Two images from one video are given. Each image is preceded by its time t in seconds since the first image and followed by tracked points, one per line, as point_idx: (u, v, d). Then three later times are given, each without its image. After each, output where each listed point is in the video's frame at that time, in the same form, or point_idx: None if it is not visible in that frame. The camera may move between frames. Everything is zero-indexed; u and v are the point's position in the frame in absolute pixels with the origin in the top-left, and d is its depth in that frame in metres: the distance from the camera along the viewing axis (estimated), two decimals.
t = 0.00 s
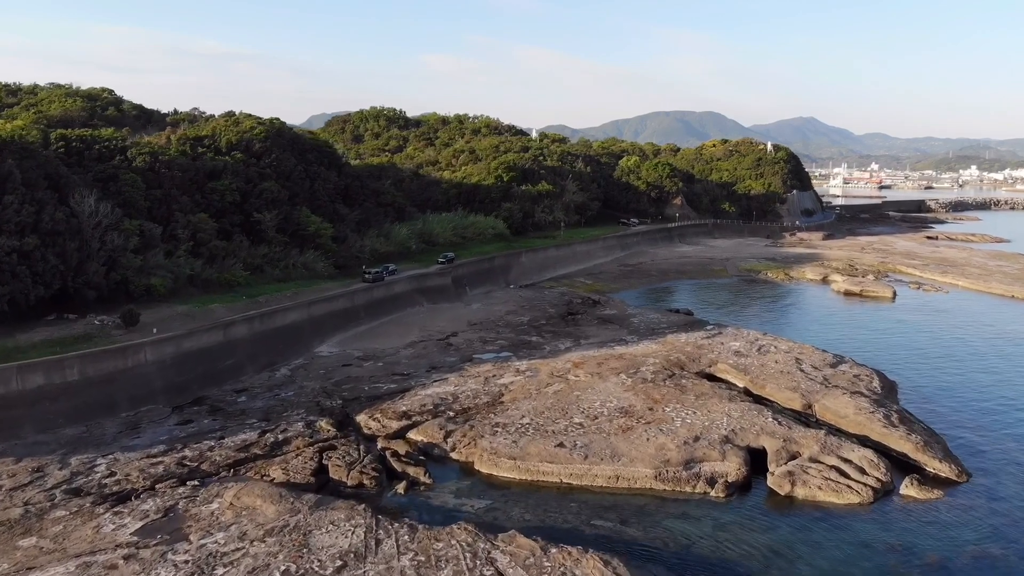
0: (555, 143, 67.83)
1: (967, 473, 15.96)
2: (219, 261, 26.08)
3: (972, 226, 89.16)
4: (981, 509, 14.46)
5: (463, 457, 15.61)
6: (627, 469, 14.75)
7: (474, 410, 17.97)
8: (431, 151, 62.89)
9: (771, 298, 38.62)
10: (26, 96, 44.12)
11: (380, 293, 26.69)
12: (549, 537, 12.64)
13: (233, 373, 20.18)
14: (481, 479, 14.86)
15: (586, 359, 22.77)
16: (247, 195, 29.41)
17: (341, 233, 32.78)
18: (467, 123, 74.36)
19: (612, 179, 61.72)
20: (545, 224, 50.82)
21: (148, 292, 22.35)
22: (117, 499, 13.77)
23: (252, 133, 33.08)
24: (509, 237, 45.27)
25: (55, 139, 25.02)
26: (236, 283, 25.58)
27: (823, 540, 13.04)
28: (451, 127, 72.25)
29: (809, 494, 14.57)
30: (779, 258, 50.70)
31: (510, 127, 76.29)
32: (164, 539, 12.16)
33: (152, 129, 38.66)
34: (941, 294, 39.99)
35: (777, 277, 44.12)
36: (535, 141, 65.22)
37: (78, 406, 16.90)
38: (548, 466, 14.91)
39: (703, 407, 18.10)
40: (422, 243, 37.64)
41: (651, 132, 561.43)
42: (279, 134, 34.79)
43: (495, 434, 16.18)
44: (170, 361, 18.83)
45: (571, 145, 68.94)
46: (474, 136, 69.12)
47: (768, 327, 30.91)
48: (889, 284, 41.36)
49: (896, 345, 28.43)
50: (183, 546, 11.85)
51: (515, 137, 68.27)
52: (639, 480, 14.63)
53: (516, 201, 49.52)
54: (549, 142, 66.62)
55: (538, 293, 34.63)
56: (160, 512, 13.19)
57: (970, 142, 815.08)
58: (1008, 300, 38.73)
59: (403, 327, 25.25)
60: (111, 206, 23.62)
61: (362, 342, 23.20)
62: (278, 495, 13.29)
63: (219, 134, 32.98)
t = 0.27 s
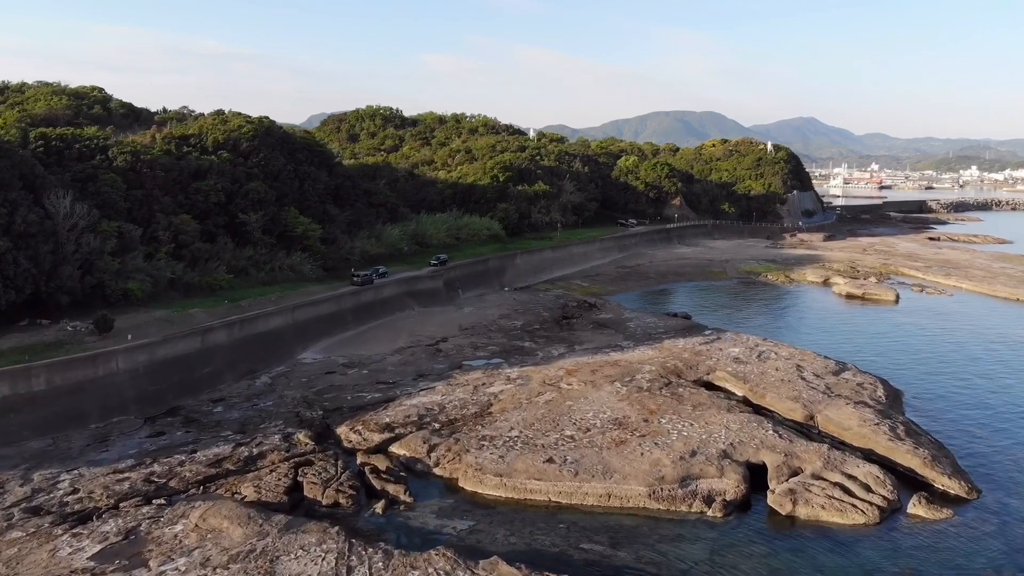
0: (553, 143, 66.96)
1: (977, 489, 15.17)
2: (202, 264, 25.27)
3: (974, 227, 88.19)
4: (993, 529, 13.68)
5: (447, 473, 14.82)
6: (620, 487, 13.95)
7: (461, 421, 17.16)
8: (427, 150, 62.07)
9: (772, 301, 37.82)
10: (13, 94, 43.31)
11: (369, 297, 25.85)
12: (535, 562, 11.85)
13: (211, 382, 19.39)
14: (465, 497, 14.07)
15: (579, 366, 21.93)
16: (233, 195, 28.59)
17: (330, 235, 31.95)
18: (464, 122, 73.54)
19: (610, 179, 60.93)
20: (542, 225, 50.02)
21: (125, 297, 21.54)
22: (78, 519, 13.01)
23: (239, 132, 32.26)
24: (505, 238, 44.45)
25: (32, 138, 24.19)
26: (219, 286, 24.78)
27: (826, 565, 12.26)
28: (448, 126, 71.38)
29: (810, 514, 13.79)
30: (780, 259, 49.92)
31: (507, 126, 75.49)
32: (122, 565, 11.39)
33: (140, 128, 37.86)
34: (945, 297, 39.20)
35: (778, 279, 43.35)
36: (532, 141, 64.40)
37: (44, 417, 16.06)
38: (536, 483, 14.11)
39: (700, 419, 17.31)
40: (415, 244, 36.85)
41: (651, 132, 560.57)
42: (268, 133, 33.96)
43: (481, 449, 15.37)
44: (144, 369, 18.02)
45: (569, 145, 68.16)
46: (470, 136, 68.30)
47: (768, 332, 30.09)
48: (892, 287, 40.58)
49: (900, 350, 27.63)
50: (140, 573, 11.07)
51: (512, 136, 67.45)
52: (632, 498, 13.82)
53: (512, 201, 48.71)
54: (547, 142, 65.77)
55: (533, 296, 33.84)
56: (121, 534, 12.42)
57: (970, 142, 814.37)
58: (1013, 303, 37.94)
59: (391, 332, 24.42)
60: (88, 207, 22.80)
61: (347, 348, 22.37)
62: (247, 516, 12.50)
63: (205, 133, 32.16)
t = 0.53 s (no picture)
0: (551, 143, 66.09)
1: (989, 508, 14.36)
2: (183, 267, 24.46)
3: (976, 227, 87.35)
4: (1008, 553, 12.87)
5: (429, 492, 14.01)
6: (612, 507, 13.14)
7: (446, 434, 16.33)
8: (423, 150, 61.22)
9: (772, 304, 37.00)
10: None
11: (356, 301, 25.01)
12: None
13: (187, 392, 18.60)
14: (448, 518, 13.27)
15: (574, 373, 21.10)
16: (217, 196, 27.76)
17: (319, 236, 31.11)
18: (461, 121, 72.70)
19: (608, 179, 60.11)
20: (539, 226, 49.19)
21: (101, 302, 20.69)
22: (33, 542, 12.20)
23: (226, 131, 31.41)
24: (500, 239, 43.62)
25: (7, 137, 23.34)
26: (200, 290, 23.96)
27: None
28: (444, 126, 70.52)
29: (813, 536, 12.99)
30: (780, 261, 49.10)
31: (505, 126, 74.65)
32: None
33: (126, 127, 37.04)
34: (949, 299, 38.38)
35: (778, 281, 42.53)
36: (529, 141, 63.56)
37: (7, 430, 15.20)
38: (523, 503, 13.30)
39: (697, 431, 16.48)
40: (407, 246, 36.03)
41: (651, 132, 559.63)
42: (256, 132, 33.12)
43: (466, 465, 14.55)
44: (115, 379, 17.20)
45: (567, 145, 67.33)
46: (467, 135, 67.47)
47: (769, 336, 29.27)
48: (895, 289, 39.77)
49: (904, 355, 26.81)
50: None
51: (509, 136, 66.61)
52: (625, 520, 13.01)
53: (508, 202, 47.89)
54: (544, 142, 64.90)
55: (528, 299, 33.02)
56: (77, 559, 11.61)
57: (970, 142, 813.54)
58: (1019, 306, 37.11)
59: (378, 337, 23.58)
60: (64, 208, 22.00)
61: (332, 355, 21.54)
62: (212, 541, 11.70)
63: (191, 132, 31.32)
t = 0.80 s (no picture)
0: (548, 143, 65.25)
1: (1004, 530, 13.53)
2: (163, 271, 23.65)
3: (978, 228, 86.51)
4: None
5: (409, 513, 13.18)
6: (603, 531, 12.31)
7: (430, 449, 15.50)
8: (418, 150, 60.36)
9: (773, 307, 36.16)
10: None
11: (342, 306, 24.20)
12: None
13: (161, 404, 17.80)
14: (428, 542, 12.45)
15: (567, 381, 20.29)
16: (201, 197, 26.94)
17: (307, 238, 30.27)
18: (457, 121, 71.83)
19: (606, 179, 59.27)
20: (535, 227, 48.34)
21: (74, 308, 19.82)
22: None
23: (212, 130, 30.55)
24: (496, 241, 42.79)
25: None
26: (181, 295, 23.12)
27: None
28: (441, 125, 69.70)
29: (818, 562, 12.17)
30: (781, 262, 48.27)
31: (502, 125, 73.79)
32: None
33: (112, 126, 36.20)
34: (953, 302, 37.54)
35: (779, 284, 41.69)
36: (527, 140, 62.72)
37: None
38: (508, 527, 12.48)
39: (695, 446, 15.64)
40: (399, 248, 35.19)
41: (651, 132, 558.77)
42: (244, 131, 32.26)
43: (449, 483, 13.71)
44: (84, 390, 16.38)
45: (564, 144, 66.47)
46: (464, 135, 66.61)
47: (769, 342, 28.42)
48: (898, 292, 38.94)
49: (909, 362, 25.97)
50: None
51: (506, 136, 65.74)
52: (617, 545, 12.19)
53: (504, 202, 47.05)
54: (542, 142, 64.10)
55: (522, 302, 32.18)
56: None
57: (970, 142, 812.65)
58: None
59: (364, 344, 22.76)
60: (37, 210, 21.20)
61: (315, 363, 20.73)
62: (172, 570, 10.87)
63: (176, 132, 30.47)
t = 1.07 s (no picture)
0: (546, 142, 64.43)
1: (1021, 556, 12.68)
2: (142, 275, 22.81)
3: (981, 229, 85.73)
4: None
5: (386, 538, 12.34)
6: (593, 559, 11.48)
7: (412, 466, 14.65)
8: (414, 149, 59.52)
9: (774, 310, 35.35)
10: None
11: (327, 312, 23.40)
12: None
13: (133, 416, 16.95)
14: (405, 570, 11.63)
15: (560, 390, 19.47)
16: (184, 199, 26.13)
17: (295, 241, 29.44)
18: (454, 120, 71.00)
19: (604, 180, 58.46)
20: (531, 228, 47.53)
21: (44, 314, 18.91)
22: None
23: (197, 128, 29.69)
24: (491, 243, 42.00)
25: None
26: (160, 300, 22.24)
27: None
28: (437, 125, 68.86)
29: None
30: (782, 264, 47.47)
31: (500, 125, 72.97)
32: None
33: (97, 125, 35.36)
34: (958, 305, 36.73)
35: (780, 286, 40.89)
36: (524, 140, 61.91)
37: None
38: (490, 553, 11.66)
39: (692, 462, 14.80)
40: (391, 249, 34.40)
41: (651, 132, 557.91)
42: (232, 129, 31.42)
43: (430, 505, 12.86)
44: (49, 403, 15.56)
45: (562, 144, 65.66)
46: (460, 134, 65.74)
47: (769, 348, 27.59)
48: (901, 295, 38.15)
49: (915, 369, 25.13)
50: None
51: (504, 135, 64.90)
52: (607, 573, 11.38)
53: (500, 203, 46.25)
54: (540, 142, 63.28)
55: (516, 306, 31.37)
56: None
57: (971, 142, 811.81)
58: None
59: (350, 351, 21.94)
60: (9, 212, 20.42)
61: (297, 372, 19.92)
62: None
63: (161, 130, 29.62)
